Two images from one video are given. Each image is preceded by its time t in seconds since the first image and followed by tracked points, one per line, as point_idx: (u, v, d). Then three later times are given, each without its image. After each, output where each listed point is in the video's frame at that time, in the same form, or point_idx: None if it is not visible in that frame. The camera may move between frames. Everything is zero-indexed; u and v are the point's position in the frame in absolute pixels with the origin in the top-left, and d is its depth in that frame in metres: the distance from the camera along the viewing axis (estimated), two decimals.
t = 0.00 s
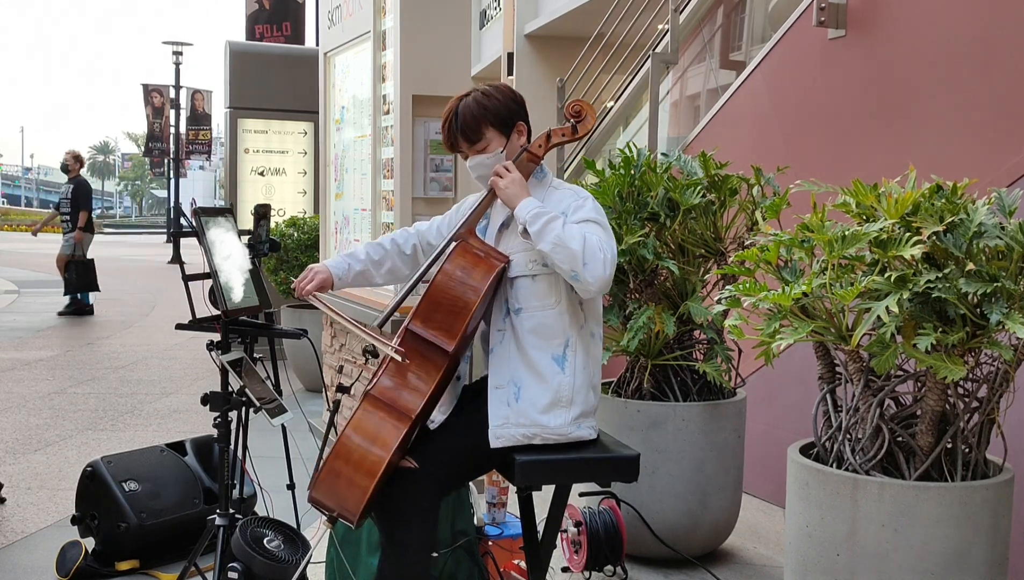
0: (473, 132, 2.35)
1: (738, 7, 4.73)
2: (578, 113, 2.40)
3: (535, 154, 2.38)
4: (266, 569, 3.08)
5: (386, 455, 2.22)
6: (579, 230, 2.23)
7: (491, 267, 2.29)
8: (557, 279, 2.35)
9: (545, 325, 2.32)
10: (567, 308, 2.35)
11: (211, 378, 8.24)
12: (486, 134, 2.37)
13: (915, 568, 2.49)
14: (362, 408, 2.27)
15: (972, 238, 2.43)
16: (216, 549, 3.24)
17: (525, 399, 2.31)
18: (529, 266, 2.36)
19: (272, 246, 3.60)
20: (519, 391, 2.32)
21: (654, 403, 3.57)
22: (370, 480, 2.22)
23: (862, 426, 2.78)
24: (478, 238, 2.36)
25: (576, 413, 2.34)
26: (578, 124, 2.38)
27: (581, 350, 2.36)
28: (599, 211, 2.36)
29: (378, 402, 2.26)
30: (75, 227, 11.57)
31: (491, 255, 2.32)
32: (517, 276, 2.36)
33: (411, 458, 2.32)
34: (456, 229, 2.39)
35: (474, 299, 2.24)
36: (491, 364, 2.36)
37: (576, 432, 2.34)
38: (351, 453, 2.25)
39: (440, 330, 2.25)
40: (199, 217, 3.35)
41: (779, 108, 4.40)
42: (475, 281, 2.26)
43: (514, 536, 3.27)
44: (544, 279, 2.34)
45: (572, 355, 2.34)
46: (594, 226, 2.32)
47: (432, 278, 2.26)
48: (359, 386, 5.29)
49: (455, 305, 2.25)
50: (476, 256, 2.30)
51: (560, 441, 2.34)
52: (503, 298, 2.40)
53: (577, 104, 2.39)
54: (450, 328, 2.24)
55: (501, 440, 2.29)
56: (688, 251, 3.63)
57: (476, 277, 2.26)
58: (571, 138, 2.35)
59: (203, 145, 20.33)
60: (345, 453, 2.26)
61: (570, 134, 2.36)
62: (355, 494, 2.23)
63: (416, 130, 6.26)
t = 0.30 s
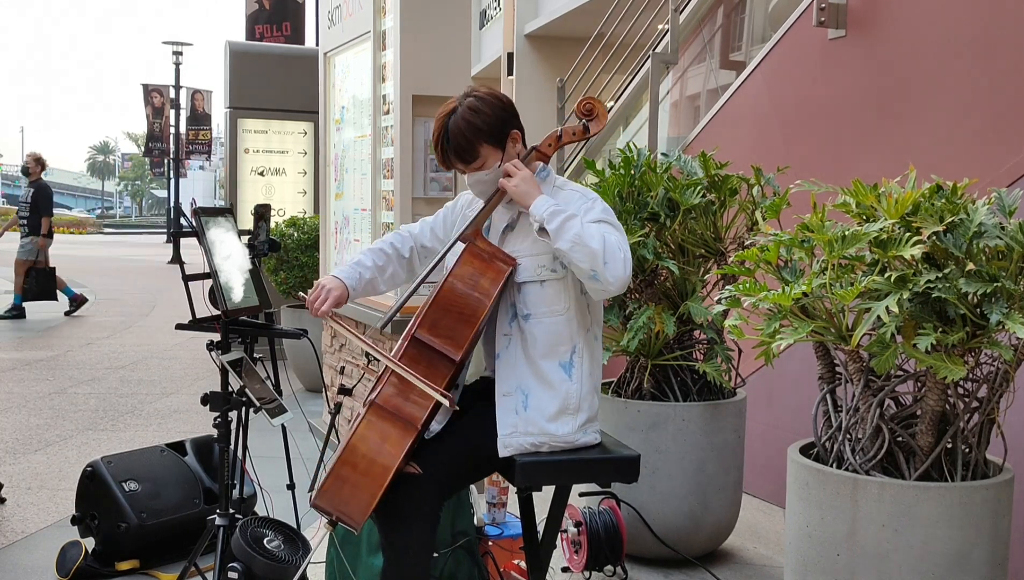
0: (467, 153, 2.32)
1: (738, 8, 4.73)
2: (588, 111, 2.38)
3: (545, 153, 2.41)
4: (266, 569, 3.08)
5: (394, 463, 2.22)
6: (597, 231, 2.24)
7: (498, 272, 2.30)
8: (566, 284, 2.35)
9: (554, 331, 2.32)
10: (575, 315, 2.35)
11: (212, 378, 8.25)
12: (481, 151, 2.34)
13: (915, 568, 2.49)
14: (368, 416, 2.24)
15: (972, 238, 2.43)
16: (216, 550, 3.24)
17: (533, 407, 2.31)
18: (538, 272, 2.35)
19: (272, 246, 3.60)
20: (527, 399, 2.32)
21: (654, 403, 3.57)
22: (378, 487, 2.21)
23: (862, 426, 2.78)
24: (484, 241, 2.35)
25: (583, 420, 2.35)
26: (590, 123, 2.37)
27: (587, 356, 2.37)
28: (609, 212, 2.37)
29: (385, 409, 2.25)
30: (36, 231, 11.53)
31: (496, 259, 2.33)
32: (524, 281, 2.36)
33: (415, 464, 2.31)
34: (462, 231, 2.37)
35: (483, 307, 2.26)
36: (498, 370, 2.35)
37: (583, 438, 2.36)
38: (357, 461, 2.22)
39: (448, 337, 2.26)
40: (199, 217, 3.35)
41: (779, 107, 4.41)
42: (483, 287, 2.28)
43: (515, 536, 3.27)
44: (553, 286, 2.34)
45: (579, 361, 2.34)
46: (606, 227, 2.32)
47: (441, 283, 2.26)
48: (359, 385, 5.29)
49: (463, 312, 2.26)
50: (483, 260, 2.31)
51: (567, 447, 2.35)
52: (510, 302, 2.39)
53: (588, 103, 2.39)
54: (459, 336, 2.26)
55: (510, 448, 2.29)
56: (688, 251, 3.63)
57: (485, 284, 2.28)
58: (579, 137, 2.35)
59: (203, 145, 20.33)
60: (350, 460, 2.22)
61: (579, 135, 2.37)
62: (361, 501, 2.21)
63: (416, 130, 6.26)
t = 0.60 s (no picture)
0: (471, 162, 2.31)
1: (738, 8, 4.73)
2: (578, 115, 2.38)
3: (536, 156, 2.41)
4: (266, 569, 3.08)
5: (386, 455, 2.22)
6: (562, 239, 2.22)
7: (491, 268, 2.28)
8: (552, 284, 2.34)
9: (541, 329, 2.33)
10: (562, 314, 2.35)
11: (212, 379, 8.25)
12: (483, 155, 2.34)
13: (915, 568, 2.49)
14: (361, 410, 2.27)
15: (972, 238, 2.43)
16: (216, 549, 3.24)
17: (518, 402, 2.30)
18: (525, 271, 2.36)
19: (271, 246, 3.60)
20: (512, 394, 2.31)
21: (655, 403, 3.57)
22: (369, 480, 2.22)
23: (862, 426, 2.78)
24: (478, 240, 2.35)
25: (569, 418, 2.34)
26: (579, 126, 2.37)
27: (575, 355, 2.36)
28: (590, 214, 2.34)
29: (379, 403, 2.27)
30: None
31: (492, 257, 2.31)
32: (513, 279, 2.36)
33: (411, 456, 2.30)
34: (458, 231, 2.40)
35: (473, 299, 2.23)
36: (485, 366, 2.36)
37: (569, 436, 2.34)
38: (350, 455, 2.26)
39: (440, 330, 2.24)
40: (199, 217, 3.35)
41: (779, 107, 4.41)
42: (475, 281, 2.26)
43: (515, 536, 3.27)
44: (539, 284, 2.34)
45: (566, 360, 2.34)
46: (583, 230, 2.29)
47: (433, 277, 2.26)
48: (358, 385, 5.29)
49: (455, 305, 2.24)
50: (477, 256, 2.30)
51: (554, 445, 2.34)
52: (500, 299, 2.40)
53: (578, 108, 2.39)
54: (450, 329, 2.23)
55: (493, 440, 2.29)
56: (688, 251, 3.63)
57: (477, 278, 2.26)
58: (570, 139, 2.34)
59: (203, 145, 20.34)
60: (344, 455, 2.26)
61: (570, 135, 2.36)
62: (354, 494, 2.23)
63: (416, 130, 6.26)
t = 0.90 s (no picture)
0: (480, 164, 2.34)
1: (738, 8, 4.73)
2: (576, 111, 2.39)
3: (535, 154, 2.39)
4: (266, 569, 3.08)
5: (386, 455, 2.23)
6: (569, 214, 2.24)
7: (490, 267, 2.28)
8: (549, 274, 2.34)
9: (534, 323, 2.31)
10: (554, 307, 2.34)
11: (212, 379, 8.25)
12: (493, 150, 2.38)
13: (915, 568, 2.49)
14: (359, 410, 2.27)
15: (972, 238, 2.43)
16: (216, 549, 3.24)
17: (518, 400, 2.30)
18: (522, 265, 2.36)
19: (272, 246, 3.61)
20: (512, 393, 2.31)
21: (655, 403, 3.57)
22: (369, 481, 2.22)
23: (862, 426, 2.78)
24: (477, 239, 2.35)
25: (571, 411, 2.32)
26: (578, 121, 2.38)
27: (572, 347, 2.35)
28: (593, 205, 2.36)
29: (378, 403, 2.26)
30: None
31: (491, 256, 2.31)
32: (511, 276, 2.36)
33: (411, 455, 2.30)
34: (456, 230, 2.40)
35: (472, 299, 2.23)
36: (485, 366, 2.37)
37: (573, 428, 2.33)
38: (350, 455, 2.25)
39: (439, 330, 2.24)
40: (199, 217, 3.35)
41: (779, 107, 4.41)
42: (474, 280, 2.25)
43: (514, 536, 3.27)
44: (536, 277, 2.34)
45: (562, 352, 2.33)
46: (587, 216, 2.31)
47: (432, 277, 2.26)
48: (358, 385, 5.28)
49: (454, 305, 2.24)
50: (476, 256, 2.30)
51: (558, 439, 2.33)
52: (499, 297, 2.40)
53: (576, 104, 2.40)
54: (449, 329, 2.23)
55: (496, 441, 2.29)
56: (688, 251, 3.63)
57: (476, 277, 2.26)
58: (568, 135, 2.34)
59: (203, 145, 20.35)
60: (344, 456, 2.26)
61: (569, 131, 2.36)
62: (354, 494, 2.23)
63: (416, 130, 6.27)
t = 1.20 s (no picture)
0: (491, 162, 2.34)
1: (738, 8, 4.73)
2: (580, 110, 2.36)
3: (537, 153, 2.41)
4: (266, 569, 3.08)
5: (386, 456, 2.23)
6: (572, 232, 2.23)
7: (491, 268, 2.28)
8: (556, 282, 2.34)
9: (541, 330, 2.31)
10: (563, 314, 2.34)
11: (212, 379, 8.25)
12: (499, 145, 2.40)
13: (915, 568, 2.49)
14: (361, 411, 2.27)
15: (972, 238, 2.43)
16: (216, 549, 3.24)
17: (521, 405, 2.31)
18: (528, 270, 2.35)
19: (271, 246, 3.61)
20: (515, 397, 2.31)
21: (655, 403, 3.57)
22: (370, 481, 2.22)
23: (862, 427, 2.78)
24: (479, 239, 2.35)
25: (573, 419, 2.33)
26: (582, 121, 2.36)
27: (577, 355, 2.36)
28: (597, 215, 2.35)
29: (378, 405, 2.27)
30: None
31: (493, 256, 2.31)
32: (516, 279, 2.35)
33: (412, 456, 2.31)
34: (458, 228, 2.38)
35: (473, 301, 2.23)
36: (488, 368, 2.36)
37: (574, 436, 2.34)
38: (352, 456, 2.25)
39: (440, 332, 2.24)
40: (199, 217, 3.35)
41: (779, 107, 4.41)
42: (475, 281, 2.25)
43: (515, 536, 3.27)
44: (543, 284, 2.33)
45: (568, 360, 2.34)
46: (590, 229, 2.31)
47: (433, 278, 2.25)
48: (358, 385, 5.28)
49: (455, 306, 2.24)
50: (478, 256, 2.30)
51: (558, 446, 2.34)
52: (502, 300, 2.39)
53: (580, 102, 2.36)
54: (450, 330, 2.23)
55: (497, 444, 2.29)
56: (688, 251, 3.63)
57: (477, 279, 2.26)
58: (571, 136, 2.34)
59: (203, 145, 20.37)
60: (345, 457, 2.26)
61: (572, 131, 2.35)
62: (355, 496, 2.23)
63: (416, 130, 6.27)
